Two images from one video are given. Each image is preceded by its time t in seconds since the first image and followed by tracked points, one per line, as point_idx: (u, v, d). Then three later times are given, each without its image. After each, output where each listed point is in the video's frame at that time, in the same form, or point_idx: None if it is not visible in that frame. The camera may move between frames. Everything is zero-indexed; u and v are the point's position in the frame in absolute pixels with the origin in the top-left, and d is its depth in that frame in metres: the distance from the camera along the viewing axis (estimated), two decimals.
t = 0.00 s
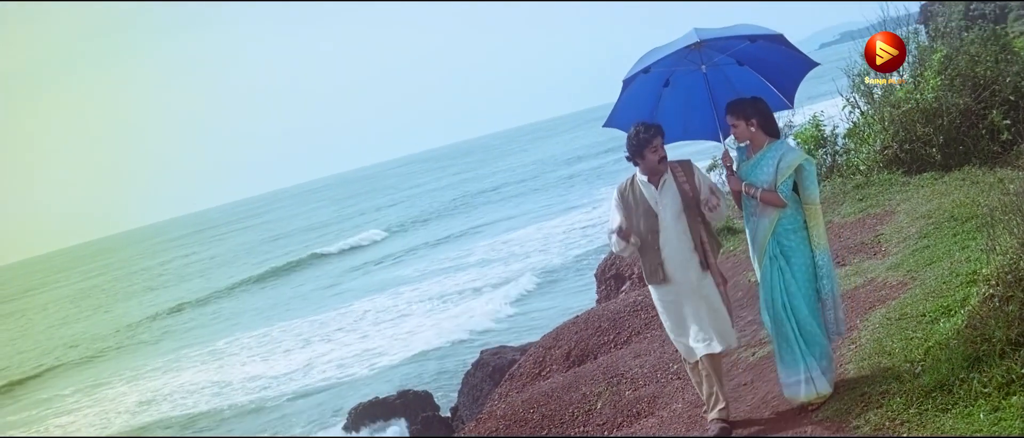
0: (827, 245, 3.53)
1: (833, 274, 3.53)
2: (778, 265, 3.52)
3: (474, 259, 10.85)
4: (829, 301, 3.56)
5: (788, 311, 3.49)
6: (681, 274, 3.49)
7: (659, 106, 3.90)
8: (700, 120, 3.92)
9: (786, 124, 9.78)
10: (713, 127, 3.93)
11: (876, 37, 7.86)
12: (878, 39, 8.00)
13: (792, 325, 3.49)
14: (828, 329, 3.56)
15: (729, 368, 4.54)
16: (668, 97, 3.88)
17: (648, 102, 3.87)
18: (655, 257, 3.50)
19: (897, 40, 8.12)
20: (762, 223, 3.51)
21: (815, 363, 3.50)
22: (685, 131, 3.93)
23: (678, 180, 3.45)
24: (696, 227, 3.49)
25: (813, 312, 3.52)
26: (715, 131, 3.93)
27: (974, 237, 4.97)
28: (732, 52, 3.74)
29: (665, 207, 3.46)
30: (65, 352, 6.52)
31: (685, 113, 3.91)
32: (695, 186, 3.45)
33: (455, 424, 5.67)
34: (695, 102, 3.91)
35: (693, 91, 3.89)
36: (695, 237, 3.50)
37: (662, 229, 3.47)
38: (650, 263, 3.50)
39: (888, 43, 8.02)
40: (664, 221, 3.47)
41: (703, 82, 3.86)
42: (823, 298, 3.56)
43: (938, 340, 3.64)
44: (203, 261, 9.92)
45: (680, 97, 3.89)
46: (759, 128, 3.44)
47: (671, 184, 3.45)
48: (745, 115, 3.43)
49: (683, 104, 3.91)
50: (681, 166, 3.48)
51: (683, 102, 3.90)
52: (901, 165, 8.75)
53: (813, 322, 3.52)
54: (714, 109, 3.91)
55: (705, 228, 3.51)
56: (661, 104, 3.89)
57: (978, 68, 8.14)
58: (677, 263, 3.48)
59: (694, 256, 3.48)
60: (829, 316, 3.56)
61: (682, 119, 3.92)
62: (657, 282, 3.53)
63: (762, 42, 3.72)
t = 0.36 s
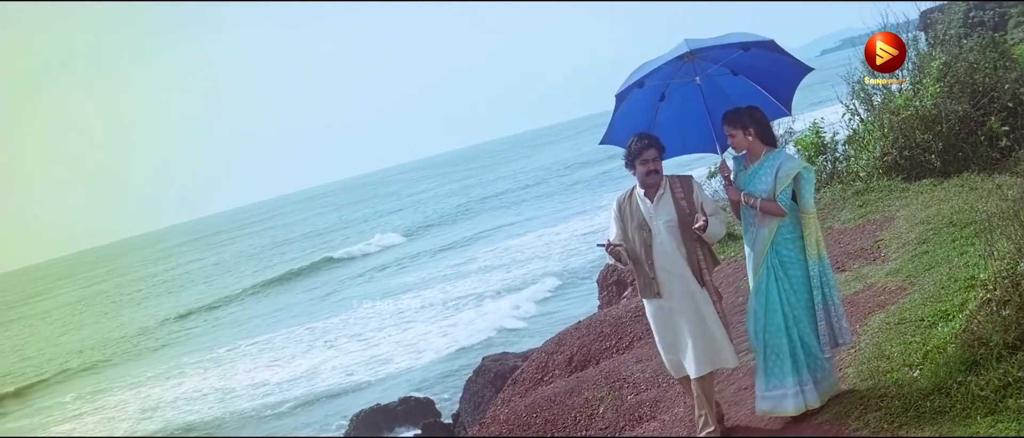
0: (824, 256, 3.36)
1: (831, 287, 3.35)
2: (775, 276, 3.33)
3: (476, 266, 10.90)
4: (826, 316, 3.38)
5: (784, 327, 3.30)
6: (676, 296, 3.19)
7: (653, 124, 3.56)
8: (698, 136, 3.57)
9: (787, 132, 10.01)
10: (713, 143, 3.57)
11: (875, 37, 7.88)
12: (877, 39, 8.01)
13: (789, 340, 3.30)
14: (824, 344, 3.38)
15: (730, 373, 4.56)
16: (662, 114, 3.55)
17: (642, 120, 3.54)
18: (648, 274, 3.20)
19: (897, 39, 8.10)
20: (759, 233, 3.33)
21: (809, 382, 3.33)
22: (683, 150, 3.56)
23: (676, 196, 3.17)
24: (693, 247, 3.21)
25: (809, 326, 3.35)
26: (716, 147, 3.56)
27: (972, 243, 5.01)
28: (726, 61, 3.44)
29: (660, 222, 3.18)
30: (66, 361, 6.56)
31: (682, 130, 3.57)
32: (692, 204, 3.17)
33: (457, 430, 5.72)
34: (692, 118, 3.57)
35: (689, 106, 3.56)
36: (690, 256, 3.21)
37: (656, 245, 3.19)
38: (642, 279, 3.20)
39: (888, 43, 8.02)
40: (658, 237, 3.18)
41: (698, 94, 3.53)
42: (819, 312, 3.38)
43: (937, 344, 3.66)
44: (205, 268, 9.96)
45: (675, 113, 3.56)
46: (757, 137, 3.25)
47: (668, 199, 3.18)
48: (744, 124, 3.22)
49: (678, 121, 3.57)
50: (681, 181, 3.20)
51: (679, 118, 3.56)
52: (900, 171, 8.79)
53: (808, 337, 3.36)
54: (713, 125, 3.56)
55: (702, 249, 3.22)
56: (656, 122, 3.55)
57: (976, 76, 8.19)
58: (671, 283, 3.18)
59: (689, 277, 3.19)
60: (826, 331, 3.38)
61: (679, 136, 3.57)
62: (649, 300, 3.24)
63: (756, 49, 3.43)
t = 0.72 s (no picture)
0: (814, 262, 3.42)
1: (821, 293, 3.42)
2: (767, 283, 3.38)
3: (480, 264, 10.96)
4: (816, 322, 3.44)
5: (777, 332, 3.36)
6: (672, 294, 3.22)
7: (644, 124, 3.58)
8: (688, 137, 3.60)
9: (787, 129, 10.01)
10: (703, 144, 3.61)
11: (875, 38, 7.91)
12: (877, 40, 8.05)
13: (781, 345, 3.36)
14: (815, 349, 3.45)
15: (732, 367, 4.56)
16: (653, 114, 3.57)
17: (634, 119, 3.55)
18: (644, 272, 3.22)
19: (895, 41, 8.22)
20: (751, 240, 3.38)
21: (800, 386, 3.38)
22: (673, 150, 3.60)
23: (672, 194, 3.20)
24: (689, 246, 3.23)
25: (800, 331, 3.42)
26: (704, 150, 3.60)
27: (972, 239, 5.04)
28: (719, 64, 3.49)
29: (657, 220, 3.21)
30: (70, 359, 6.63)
31: (672, 130, 3.59)
32: (688, 202, 3.20)
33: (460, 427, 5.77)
34: (682, 119, 3.59)
35: (680, 107, 3.58)
36: (686, 253, 3.23)
37: (652, 242, 3.21)
38: (639, 275, 3.22)
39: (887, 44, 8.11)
40: (654, 235, 3.21)
41: (689, 97, 3.57)
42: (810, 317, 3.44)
43: (936, 339, 3.71)
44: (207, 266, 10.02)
45: (666, 114, 3.58)
46: (749, 144, 3.33)
47: (664, 197, 3.20)
48: (737, 131, 3.28)
49: (669, 121, 3.59)
50: (677, 180, 3.23)
51: (669, 119, 3.58)
52: (901, 168, 8.82)
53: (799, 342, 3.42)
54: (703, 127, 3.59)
55: (699, 247, 3.24)
56: (648, 122, 3.56)
57: (976, 73, 8.23)
58: (667, 280, 3.21)
59: (685, 274, 3.21)
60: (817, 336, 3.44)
61: (669, 136, 3.60)
62: (646, 297, 3.26)
63: (747, 54, 3.50)
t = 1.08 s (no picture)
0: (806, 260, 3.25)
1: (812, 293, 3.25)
2: (753, 280, 3.21)
3: (481, 257, 11.00)
4: (805, 320, 3.27)
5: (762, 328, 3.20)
6: (670, 291, 3.05)
7: (637, 118, 3.50)
8: (680, 133, 3.52)
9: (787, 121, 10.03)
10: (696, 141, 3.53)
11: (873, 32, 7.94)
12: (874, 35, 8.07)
13: (770, 346, 3.19)
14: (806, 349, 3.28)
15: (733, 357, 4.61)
16: (646, 110, 3.49)
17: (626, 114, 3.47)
18: (641, 271, 3.05)
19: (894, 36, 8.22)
20: (739, 237, 3.21)
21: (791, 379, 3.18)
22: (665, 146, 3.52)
23: (667, 189, 3.03)
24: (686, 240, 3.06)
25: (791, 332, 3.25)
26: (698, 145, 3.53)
27: (971, 230, 5.06)
28: (714, 60, 3.35)
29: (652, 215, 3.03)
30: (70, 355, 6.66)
31: (665, 126, 3.51)
32: (684, 196, 3.03)
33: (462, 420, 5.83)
34: (675, 115, 3.50)
35: (673, 102, 3.49)
36: (683, 248, 3.05)
37: (648, 239, 3.04)
38: (636, 274, 3.06)
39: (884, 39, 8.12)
40: (650, 231, 3.03)
41: (683, 93, 3.47)
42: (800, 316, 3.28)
43: (934, 327, 3.75)
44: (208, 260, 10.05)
45: (659, 109, 3.49)
46: (739, 142, 3.17)
47: (659, 192, 3.03)
48: (727, 127, 3.12)
49: (661, 117, 3.51)
50: (672, 174, 3.06)
51: (662, 114, 3.50)
52: (900, 161, 8.90)
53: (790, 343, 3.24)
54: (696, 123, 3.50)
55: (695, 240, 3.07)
56: (640, 117, 3.49)
57: (975, 66, 8.22)
58: (665, 277, 3.04)
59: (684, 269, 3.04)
60: (808, 336, 3.28)
61: (662, 132, 3.52)
62: (643, 294, 3.10)
63: (742, 51, 3.36)
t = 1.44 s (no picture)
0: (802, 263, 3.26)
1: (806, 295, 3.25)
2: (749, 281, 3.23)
3: (485, 252, 11.06)
4: (801, 322, 3.27)
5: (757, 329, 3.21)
6: (662, 285, 3.12)
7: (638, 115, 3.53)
8: (681, 131, 3.55)
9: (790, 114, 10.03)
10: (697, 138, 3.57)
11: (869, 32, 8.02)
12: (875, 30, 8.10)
13: (764, 347, 3.19)
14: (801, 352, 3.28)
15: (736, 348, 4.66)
16: (647, 107, 3.52)
17: (627, 112, 3.50)
18: (632, 267, 3.11)
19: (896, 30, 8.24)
20: (734, 238, 3.24)
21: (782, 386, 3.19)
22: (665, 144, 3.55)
23: (654, 184, 3.11)
24: (677, 233, 3.14)
25: (786, 334, 3.25)
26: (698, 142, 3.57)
27: (971, 221, 5.10)
28: (713, 59, 3.37)
29: (641, 211, 3.11)
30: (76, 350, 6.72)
31: (665, 123, 3.54)
32: (672, 190, 3.12)
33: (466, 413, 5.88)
34: (676, 112, 3.54)
35: (674, 100, 3.52)
36: (673, 242, 3.13)
37: (638, 234, 3.10)
38: (626, 271, 3.11)
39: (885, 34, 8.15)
40: (640, 226, 3.10)
41: (684, 91, 3.50)
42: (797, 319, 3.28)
43: (933, 317, 3.79)
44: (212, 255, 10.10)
45: (660, 106, 3.53)
46: (737, 141, 3.20)
47: (647, 188, 3.11)
48: (724, 127, 3.16)
49: (662, 114, 3.54)
50: (658, 170, 3.14)
51: (663, 112, 3.53)
52: (902, 153, 8.88)
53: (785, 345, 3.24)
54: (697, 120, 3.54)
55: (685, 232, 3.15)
56: (641, 115, 3.52)
57: (975, 59, 8.29)
58: (656, 271, 3.11)
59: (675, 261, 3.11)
60: (803, 339, 3.28)
61: (662, 130, 3.55)
62: (635, 291, 3.16)
63: (743, 49, 3.37)
